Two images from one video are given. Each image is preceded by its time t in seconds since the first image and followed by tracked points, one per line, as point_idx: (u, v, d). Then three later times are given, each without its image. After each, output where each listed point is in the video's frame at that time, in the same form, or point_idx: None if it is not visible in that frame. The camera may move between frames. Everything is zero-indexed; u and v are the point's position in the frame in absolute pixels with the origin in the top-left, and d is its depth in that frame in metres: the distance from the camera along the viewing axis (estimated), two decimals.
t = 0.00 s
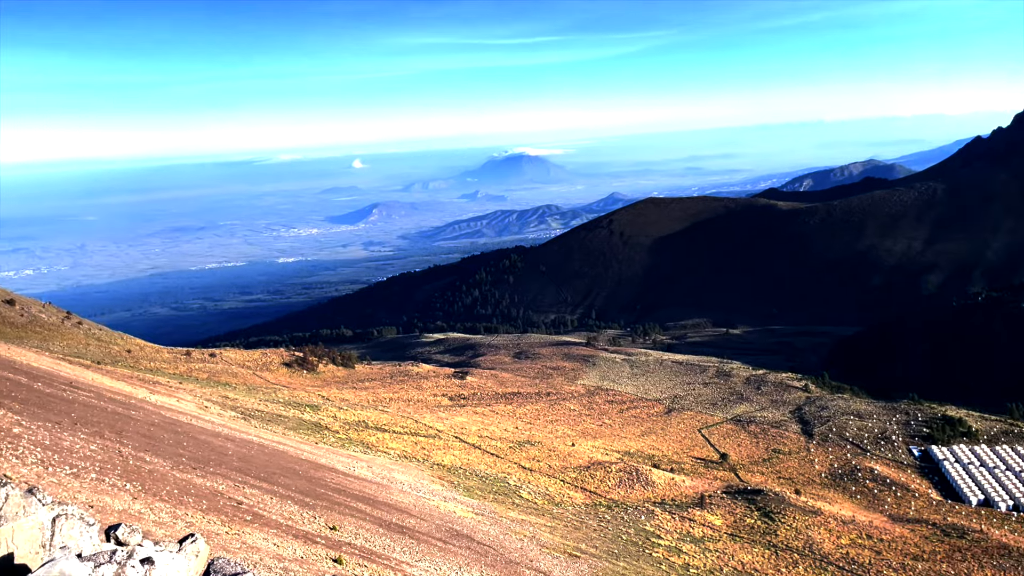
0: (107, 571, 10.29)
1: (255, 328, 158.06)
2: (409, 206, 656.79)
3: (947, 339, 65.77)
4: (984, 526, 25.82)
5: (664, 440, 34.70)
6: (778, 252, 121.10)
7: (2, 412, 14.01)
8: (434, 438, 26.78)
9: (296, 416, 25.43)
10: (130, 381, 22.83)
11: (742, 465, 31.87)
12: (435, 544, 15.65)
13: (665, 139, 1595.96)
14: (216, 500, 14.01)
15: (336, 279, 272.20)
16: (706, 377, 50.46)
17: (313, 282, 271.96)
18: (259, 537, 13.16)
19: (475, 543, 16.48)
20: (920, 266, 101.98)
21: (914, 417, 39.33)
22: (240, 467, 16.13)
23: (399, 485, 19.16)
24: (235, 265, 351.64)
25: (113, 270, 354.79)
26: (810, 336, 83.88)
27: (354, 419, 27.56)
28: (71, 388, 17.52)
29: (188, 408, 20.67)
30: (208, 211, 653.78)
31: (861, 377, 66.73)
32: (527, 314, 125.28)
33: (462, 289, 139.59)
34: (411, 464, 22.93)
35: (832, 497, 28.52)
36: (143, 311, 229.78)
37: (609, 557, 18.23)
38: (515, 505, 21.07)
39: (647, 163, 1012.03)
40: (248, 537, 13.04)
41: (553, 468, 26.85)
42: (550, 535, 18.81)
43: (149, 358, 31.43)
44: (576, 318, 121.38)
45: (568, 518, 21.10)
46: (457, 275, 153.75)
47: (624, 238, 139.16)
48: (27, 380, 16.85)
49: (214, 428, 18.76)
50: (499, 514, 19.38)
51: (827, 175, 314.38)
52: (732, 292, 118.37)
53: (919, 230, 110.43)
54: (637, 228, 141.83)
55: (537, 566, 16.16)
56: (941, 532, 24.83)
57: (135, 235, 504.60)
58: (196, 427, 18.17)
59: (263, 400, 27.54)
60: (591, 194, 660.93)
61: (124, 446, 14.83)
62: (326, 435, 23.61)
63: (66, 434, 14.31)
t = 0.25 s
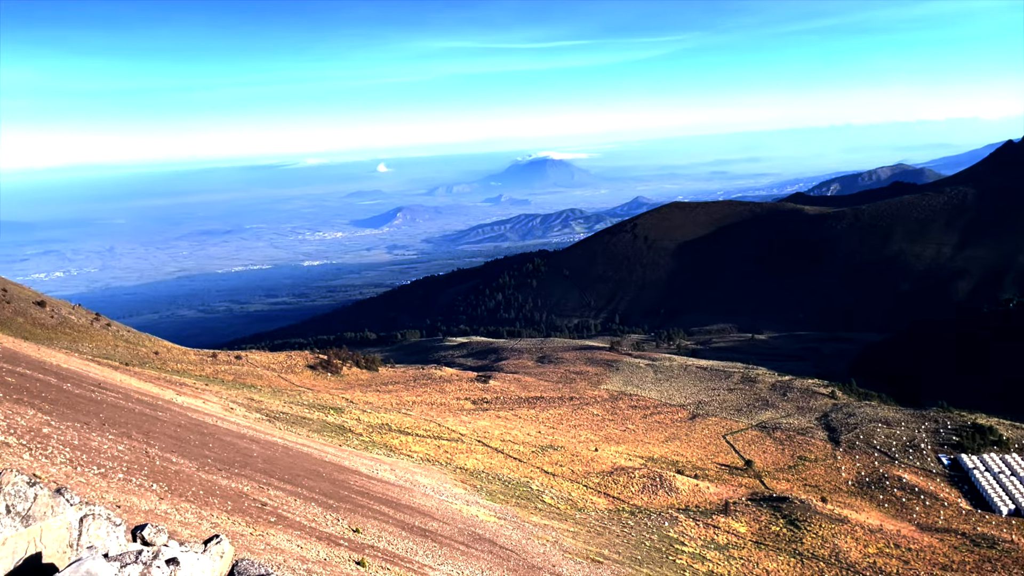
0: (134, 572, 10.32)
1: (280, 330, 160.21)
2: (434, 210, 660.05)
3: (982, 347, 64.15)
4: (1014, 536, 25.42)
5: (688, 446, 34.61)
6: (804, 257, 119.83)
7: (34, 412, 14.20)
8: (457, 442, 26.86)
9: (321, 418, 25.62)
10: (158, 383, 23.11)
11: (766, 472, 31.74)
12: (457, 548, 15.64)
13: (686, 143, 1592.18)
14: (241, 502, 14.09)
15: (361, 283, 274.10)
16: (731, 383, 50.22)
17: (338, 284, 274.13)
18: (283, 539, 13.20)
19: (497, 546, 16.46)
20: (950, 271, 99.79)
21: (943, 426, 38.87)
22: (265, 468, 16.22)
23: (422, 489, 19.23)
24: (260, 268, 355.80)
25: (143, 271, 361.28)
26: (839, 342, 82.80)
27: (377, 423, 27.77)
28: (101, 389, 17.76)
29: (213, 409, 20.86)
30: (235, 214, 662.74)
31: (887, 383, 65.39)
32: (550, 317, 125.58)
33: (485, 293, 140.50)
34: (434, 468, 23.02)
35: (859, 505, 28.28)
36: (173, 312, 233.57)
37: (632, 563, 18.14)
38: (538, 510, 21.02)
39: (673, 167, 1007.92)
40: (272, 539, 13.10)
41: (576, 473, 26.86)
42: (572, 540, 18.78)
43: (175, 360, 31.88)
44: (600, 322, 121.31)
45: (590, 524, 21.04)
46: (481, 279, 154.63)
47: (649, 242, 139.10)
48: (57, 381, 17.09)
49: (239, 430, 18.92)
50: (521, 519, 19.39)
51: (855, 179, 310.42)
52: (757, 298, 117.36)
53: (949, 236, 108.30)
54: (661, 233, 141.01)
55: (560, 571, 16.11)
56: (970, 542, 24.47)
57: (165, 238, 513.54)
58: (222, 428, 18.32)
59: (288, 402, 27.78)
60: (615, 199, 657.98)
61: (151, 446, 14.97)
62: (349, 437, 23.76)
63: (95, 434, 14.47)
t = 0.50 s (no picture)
0: (161, 572, 10.34)
1: (306, 333, 162.43)
2: (460, 215, 663.25)
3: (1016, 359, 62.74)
4: None
5: (714, 453, 34.50)
6: (834, 262, 118.25)
7: (66, 412, 14.41)
8: (482, 446, 26.96)
9: (347, 421, 25.81)
10: (187, 384, 23.41)
11: (794, 480, 31.56)
12: (482, 552, 15.63)
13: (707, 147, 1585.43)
14: (268, 503, 14.18)
15: (387, 286, 276.13)
16: (759, 390, 50.10)
17: (365, 288, 276.41)
18: (308, 540, 13.24)
19: (522, 551, 16.44)
20: (982, 276, 97.27)
21: (974, 435, 38.32)
22: (291, 470, 16.33)
23: (447, 492, 19.31)
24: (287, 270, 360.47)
25: (175, 273, 368.54)
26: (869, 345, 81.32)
27: (403, 425, 27.97)
28: (132, 390, 18.03)
29: (241, 411, 21.07)
30: (263, 218, 672.92)
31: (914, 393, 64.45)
32: (575, 322, 125.97)
33: (510, 297, 141.76)
34: (459, 472, 23.11)
35: (889, 515, 27.99)
36: (204, 314, 238.01)
37: (658, 571, 18.03)
38: (562, 515, 20.97)
39: (698, 172, 1002.23)
40: (298, 540, 13.14)
41: (601, 478, 26.85)
42: (597, 546, 18.71)
43: (204, 361, 32.42)
44: (625, 328, 121.04)
45: (616, 530, 20.98)
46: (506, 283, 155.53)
47: (675, 247, 138.89)
48: (90, 381, 17.37)
49: (265, 431, 19.07)
50: (545, 524, 19.37)
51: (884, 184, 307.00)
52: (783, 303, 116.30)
53: (982, 241, 105.41)
54: (687, 237, 141.15)
55: None
56: (1003, 553, 24.08)
57: (196, 241, 523.31)
58: (249, 429, 18.51)
59: (314, 404, 28.01)
60: (640, 204, 654.34)
61: (179, 446, 15.13)
62: (375, 440, 23.91)
63: (125, 434, 14.63)
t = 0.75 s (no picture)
0: (186, 571, 10.41)
1: (329, 335, 164.42)
2: (481, 219, 665.13)
3: None
4: None
5: (736, 458, 34.45)
6: (859, 267, 116.94)
7: (94, 412, 14.62)
8: (503, 449, 27.08)
9: (369, 423, 26.06)
10: (211, 385, 23.69)
11: (818, 486, 31.40)
12: (502, 555, 15.65)
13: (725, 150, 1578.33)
14: (290, 504, 14.27)
15: (408, 289, 277.69)
16: (781, 395, 49.98)
17: (387, 291, 278.13)
18: (330, 541, 13.31)
19: (542, 554, 16.46)
20: (1013, 281, 95.65)
21: (1002, 442, 37.78)
22: (315, 472, 16.43)
23: (467, 494, 19.38)
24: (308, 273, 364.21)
25: (201, 275, 374.80)
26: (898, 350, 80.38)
27: (423, 428, 28.20)
28: (156, 391, 18.27)
29: (264, 412, 21.27)
30: (286, 221, 681.45)
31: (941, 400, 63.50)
32: (596, 325, 125.39)
33: (532, 300, 141.38)
34: (480, 474, 23.21)
35: (913, 522, 27.75)
36: (230, 315, 241.74)
37: None
38: (582, 519, 20.98)
39: (722, 176, 994.02)
40: (320, 541, 13.21)
41: (621, 482, 26.89)
42: (617, 550, 18.69)
43: (228, 363, 32.95)
44: (647, 332, 119.67)
45: (636, 534, 20.96)
46: (527, 287, 155.76)
47: (698, 252, 138.75)
48: (117, 382, 17.61)
49: (288, 432, 19.21)
50: (565, 527, 19.38)
51: (911, 189, 303.54)
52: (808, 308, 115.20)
53: (1013, 245, 103.62)
54: (710, 242, 140.96)
55: None
56: None
57: (222, 244, 531.46)
58: (272, 430, 18.67)
59: (336, 406, 28.33)
60: (661, 208, 650.64)
61: (204, 447, 15.26)
62: (396, 442, 24.13)
63: (150, 434, 14.78)
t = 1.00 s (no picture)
0: (212, 573, 10.43)
1: (354, 338, 166.87)
2: (506, 223, 667.72)
3: None
4: None
5: (762, 465, 34.36)
6: (886, 272, 115.40)
7: (121, 413, 14.79)
8: (526, 454, 27.13)
9: (393, 426, 26.27)
10: (237, 387, 23.97)
11: (844, 494, 31.14)
12: (525, 561, 15.60)
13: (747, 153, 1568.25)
14: (314, 506, 14.30)
15: (432, 292, 279.27)
16: (808, 402, 49.75)
17: (411, 294, 280.00)
18: (353, 544, 13.34)
19: (565, 560, 16.40)
20: None
21: None
22: (337, 474, 16.53)
23: (490, 499, 19.39)
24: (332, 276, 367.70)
25: (228, 277, 380.85)
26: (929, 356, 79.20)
27: (447, 432, 28.38)
28: (183, 392, 18.49)
29: (289, 414, 21.47)
30: (311, 224, 690.52)
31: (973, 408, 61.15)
32: (620, 330, 126.31)
33: (555, 305, 143.93)
34: (503, 479, 23.23)
35: (943, 532, 27.36)
36: (256, 317, 245.65)
37: None
38: (606, 525, 20.92)
39: (747, 180, 988.72)
40: (342, 544, 13.23)
41: (645, 488, 26.88)
42: (641, 557, 18.58)
43: (254, 365, 33.48)
44: (670, 336, 121.54)
45: (661, 542, 20.89)
46: (551, 290, 157.45)
47: (723, 256, 138.57)
48: (143, 384, 17.79)
49: (312, 435, 19.34)
50: (588, 533, 19.31)
51: (942, 194, 299.87)
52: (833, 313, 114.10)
53: None
54: (735, 247, 140.68)
55: None
56: None
57: (249, 247, 539.61)
58: (296, 432, 18.83)
59: (360, 409, 28.60)
60: (685, 213, 646.82)
61: (229, 449, 15.38)
62: (420, 446, 24.28)
63: (177, 436, 14.91)
